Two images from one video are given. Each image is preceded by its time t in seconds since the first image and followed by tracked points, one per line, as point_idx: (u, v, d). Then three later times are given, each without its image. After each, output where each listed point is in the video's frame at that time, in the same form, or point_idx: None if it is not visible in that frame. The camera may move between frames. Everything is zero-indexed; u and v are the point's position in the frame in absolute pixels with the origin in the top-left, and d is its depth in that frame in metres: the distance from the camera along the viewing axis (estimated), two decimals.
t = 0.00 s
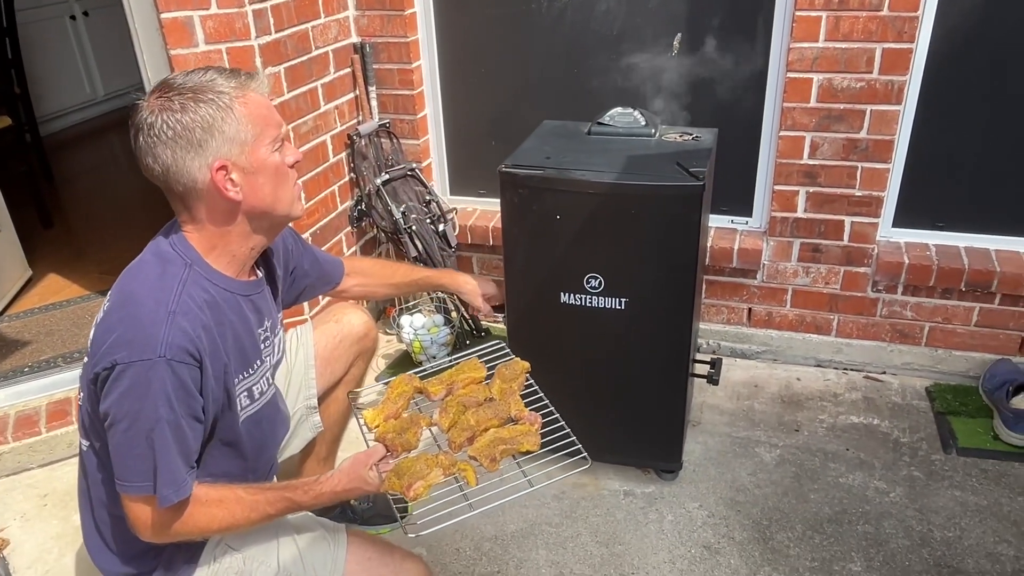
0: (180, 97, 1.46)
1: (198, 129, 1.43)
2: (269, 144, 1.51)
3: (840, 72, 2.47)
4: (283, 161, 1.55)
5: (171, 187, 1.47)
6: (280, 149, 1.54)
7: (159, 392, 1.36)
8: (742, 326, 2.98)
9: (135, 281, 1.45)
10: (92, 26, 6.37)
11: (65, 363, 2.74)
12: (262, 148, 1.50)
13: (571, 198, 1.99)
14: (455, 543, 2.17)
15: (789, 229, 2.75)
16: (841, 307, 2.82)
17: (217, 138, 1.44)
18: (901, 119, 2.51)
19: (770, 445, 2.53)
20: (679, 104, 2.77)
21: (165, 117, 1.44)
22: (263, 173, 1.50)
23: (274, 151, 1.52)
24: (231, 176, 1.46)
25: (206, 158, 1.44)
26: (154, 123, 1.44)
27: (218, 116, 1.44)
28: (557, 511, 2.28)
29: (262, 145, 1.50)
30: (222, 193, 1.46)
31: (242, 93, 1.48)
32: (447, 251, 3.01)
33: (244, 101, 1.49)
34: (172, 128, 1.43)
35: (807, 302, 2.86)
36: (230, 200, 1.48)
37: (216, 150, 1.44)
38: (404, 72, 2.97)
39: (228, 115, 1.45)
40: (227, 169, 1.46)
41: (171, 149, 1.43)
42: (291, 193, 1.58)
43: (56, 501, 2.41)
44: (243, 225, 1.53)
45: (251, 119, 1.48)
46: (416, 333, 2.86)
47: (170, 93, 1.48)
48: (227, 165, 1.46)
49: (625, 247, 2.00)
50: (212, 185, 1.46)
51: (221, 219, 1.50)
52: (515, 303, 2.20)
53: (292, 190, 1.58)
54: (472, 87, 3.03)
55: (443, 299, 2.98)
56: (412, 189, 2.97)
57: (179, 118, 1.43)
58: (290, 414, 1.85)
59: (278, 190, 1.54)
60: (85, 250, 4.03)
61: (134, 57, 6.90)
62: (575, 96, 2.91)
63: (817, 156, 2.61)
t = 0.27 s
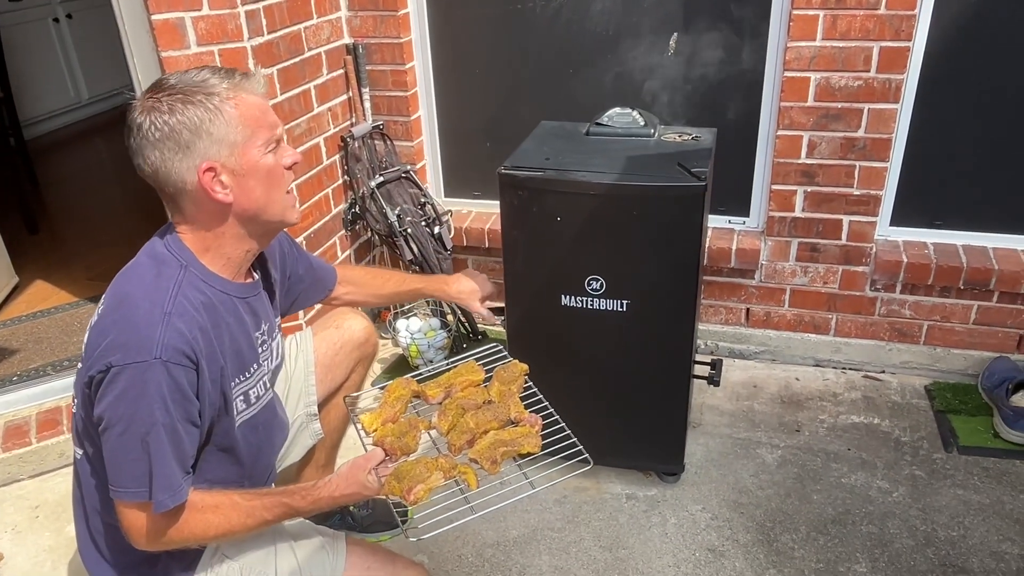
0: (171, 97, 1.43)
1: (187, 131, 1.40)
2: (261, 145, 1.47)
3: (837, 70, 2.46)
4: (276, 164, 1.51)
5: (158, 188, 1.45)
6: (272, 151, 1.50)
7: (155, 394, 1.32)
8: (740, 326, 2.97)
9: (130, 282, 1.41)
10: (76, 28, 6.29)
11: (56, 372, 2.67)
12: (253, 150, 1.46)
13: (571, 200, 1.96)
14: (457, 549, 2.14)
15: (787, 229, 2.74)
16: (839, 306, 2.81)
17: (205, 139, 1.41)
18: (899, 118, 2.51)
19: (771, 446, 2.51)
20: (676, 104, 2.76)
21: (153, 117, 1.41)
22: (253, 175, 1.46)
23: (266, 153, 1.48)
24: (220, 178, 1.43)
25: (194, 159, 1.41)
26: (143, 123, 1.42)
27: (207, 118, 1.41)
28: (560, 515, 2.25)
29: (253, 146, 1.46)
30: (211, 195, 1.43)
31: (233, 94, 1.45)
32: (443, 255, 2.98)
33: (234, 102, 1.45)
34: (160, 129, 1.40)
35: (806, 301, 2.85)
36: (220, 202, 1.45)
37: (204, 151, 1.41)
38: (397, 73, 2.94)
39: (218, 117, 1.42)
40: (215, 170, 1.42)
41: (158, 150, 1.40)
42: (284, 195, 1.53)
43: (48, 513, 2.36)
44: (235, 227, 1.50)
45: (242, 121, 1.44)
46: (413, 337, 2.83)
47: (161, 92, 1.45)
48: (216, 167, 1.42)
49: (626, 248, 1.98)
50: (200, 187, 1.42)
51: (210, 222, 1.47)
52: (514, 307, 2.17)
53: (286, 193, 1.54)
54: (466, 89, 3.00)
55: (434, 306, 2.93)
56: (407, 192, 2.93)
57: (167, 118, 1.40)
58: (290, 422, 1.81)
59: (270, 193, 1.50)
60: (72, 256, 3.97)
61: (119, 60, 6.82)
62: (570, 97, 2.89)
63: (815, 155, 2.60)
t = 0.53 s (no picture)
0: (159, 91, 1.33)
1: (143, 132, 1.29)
2: (206, 166, 1.27)
3: (842, 71, 2.45)
4: (230, 189, 1.30)
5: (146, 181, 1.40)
6: (223, 173, 1.28)
7: (156, 398, 1.18)
8: (745, 328, 2.96)
9: (127, 281, 1.28)
10: (59, 33, 6.20)
11: (51, 385, 2.55)
12: (196, 169, 1.27)
13: (583, 203, 1.94)
14: (470, 558, 2.11)
15: (792, 230, 2.73)
16: (844, 306, 2.81)
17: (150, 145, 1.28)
18: (902, 118, 2.51)
19: (781, 448, 2.50)
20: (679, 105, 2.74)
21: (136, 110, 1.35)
22: (191, 196, 1.29)
23: (212, 175, 1.28)
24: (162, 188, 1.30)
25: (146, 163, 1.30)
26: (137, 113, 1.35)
27: (157, 124, 1.27)
28: (572, 522, 2.22)
29: (196, 165, 1.27)
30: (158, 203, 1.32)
31: (182, 104, 1.26)
32: (444, 259, 2.92)
33: (186, 114, 1.26)
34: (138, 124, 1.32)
35: (810, 302, 2.84)
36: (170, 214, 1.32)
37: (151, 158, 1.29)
38: (396, 77, 2.90)
39: (163, 127, 1.26)
40: (161, 179, 1.30)
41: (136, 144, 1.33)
42: (233, 224, 1.31)
43: (48, 529, 2.31)
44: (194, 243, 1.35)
45: (185, 135, 1.26)
46: (416, 344, 2.78)
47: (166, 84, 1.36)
48: (159, 177, 1.29)
49: (639, 251, 1.96)
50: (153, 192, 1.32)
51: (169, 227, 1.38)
52: (524, 312, 2.15)
53: (235, 224, 1.31)
54: (466, 92, 2.97)
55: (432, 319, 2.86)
56: (407, 197, 2.88)
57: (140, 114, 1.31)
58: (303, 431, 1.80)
59: (213, 220, 1.30)
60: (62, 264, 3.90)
61: (102, 65, 6.73)
62: (572, 99, 2.87)
63: (819, 156, 2.59)
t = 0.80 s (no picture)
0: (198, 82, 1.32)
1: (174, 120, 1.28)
2: (228, 164, 1.25)
3: (841, 67, 2.48)
4: (250, 190, 1.28)
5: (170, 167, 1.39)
6: (245, 174, 1.26)
7: (172, 398, 1.15)
8: (745, 324, 2.97)
9: (142, 281, 1.24)
10: (41, 36, 6.11)
11: (48, 393, 2.49)
12: (217, 166, 1.25)
13: (593, 200, 1.94)
14: (483, 558, 2.10)
15: (792, 226, 2.75)
16: (844, 301, 2.83)
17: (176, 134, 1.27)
18: (901, 114, 2.54)
19: (786, 443, 2.52)
20: (678, 103, 2.75)
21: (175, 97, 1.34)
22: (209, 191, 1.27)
23: (232, 173, 1.26)
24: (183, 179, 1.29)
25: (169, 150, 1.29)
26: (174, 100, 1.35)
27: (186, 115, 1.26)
28: (583, 519, 2.23)
29: (218, 162, 1.25)
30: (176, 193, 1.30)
31: (214, 101, 1.24)
32: (446, 259, 2.92)
33: (218, 110, 1.25)
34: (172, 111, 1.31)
35: (810, 297, 2.86)
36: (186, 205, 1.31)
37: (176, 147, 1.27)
38: (395, 77, 2.89)
39: (192, 119, 1.25)
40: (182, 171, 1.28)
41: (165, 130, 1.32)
42: (247, 225, 1.29)
43: (51, 538, 2.27)
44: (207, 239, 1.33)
45: (213, 131, 1.24)
46: (420, 344, 2.77)
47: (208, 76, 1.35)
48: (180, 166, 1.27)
49: (649, 247, 1.96)
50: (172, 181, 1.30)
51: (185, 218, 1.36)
52: (533, 310, 2.15)
53: (250, 225, 1.28)
54: (465, 91, 2.97)
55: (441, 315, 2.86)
56: (408, 197, 2.86)
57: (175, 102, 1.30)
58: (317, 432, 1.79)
59: (229, 217, 1.28)
60: (53, 271, 3.84)
61: (86, 68, 6.64)
62: (571, 98, 2.87)
63: (819, 152, 2.61)
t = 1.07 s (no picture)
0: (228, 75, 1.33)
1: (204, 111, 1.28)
2: (258, 159, 1.26)
3: (833, 62, 2.52)
4: (278, 185, 1.29)
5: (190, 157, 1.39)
6: (276, 169, 1.28)
7: (203, 390, 1.15)
8: (740, 317, 2.99)
9: (167, 275, 1.25)
10: (19, 38, 6.01)
11: (44, 397, 2.46)
12: (249, 160, 1.27)
13: (596, 193, 1.96)
14: (492, 551, 2.12)
15: (785, 219, 2.78)
16: (836, 292, 2.87)
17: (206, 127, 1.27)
18: (891, 107, 2.58)
19: (785, 432, 2.55)
20: (672, 99, 2.79)
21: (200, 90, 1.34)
22: (237, 184, 1.28)
23: (262, 168, 1.27)
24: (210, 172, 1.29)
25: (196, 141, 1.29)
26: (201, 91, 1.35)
27: (218, 108, 1.27)
28: (589, 511, 2.25)
29: (249, 157, 1.26)
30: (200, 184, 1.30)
31: (249, 96, 1.25)
32: (443, 257, 2.92)
33: (250, 105, 1.26)
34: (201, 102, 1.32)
35: (804, 289, 2.89)
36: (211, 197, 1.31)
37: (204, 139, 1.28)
38: (391, 75, 2.90)
39: (225, 113, 1.26)
40: (211, 163, 1.28)
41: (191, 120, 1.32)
42: (273, 219, 1.30)
43: (53, 542, 2.25)
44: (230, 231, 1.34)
45: (245, 126, 1.25)
46: (420, 341, 2.78)
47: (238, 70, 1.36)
48: (208, 158, 1.28)
49: (652, 240, 1.99)
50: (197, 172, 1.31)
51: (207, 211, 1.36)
52: (537, 303, 2.17)
53: (276, 220, 1.30)
54: (460, 89, 2.98)
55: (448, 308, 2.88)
56: (404, 195, 2.87)
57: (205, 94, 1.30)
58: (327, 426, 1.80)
59: (256, 211, 1.29)
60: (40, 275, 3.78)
61: (64, 70, 6.55)
62: (566, 94, 2.89)
63: (811, 146, 2.65)
